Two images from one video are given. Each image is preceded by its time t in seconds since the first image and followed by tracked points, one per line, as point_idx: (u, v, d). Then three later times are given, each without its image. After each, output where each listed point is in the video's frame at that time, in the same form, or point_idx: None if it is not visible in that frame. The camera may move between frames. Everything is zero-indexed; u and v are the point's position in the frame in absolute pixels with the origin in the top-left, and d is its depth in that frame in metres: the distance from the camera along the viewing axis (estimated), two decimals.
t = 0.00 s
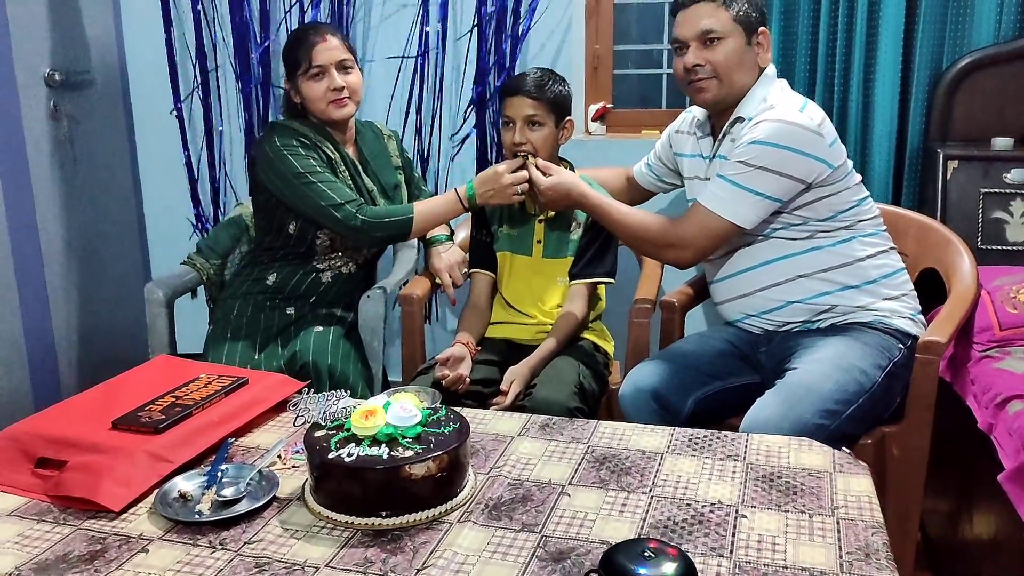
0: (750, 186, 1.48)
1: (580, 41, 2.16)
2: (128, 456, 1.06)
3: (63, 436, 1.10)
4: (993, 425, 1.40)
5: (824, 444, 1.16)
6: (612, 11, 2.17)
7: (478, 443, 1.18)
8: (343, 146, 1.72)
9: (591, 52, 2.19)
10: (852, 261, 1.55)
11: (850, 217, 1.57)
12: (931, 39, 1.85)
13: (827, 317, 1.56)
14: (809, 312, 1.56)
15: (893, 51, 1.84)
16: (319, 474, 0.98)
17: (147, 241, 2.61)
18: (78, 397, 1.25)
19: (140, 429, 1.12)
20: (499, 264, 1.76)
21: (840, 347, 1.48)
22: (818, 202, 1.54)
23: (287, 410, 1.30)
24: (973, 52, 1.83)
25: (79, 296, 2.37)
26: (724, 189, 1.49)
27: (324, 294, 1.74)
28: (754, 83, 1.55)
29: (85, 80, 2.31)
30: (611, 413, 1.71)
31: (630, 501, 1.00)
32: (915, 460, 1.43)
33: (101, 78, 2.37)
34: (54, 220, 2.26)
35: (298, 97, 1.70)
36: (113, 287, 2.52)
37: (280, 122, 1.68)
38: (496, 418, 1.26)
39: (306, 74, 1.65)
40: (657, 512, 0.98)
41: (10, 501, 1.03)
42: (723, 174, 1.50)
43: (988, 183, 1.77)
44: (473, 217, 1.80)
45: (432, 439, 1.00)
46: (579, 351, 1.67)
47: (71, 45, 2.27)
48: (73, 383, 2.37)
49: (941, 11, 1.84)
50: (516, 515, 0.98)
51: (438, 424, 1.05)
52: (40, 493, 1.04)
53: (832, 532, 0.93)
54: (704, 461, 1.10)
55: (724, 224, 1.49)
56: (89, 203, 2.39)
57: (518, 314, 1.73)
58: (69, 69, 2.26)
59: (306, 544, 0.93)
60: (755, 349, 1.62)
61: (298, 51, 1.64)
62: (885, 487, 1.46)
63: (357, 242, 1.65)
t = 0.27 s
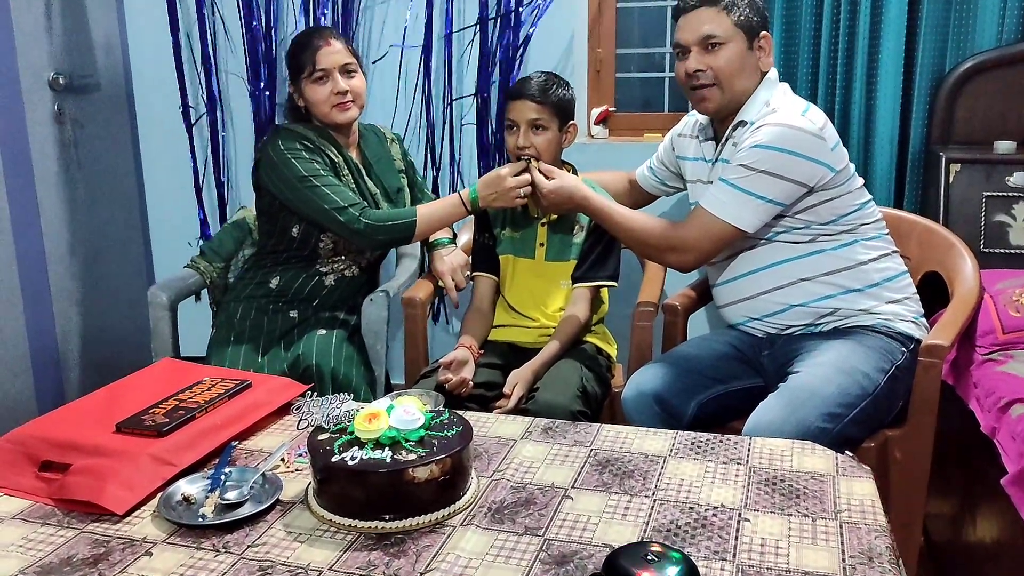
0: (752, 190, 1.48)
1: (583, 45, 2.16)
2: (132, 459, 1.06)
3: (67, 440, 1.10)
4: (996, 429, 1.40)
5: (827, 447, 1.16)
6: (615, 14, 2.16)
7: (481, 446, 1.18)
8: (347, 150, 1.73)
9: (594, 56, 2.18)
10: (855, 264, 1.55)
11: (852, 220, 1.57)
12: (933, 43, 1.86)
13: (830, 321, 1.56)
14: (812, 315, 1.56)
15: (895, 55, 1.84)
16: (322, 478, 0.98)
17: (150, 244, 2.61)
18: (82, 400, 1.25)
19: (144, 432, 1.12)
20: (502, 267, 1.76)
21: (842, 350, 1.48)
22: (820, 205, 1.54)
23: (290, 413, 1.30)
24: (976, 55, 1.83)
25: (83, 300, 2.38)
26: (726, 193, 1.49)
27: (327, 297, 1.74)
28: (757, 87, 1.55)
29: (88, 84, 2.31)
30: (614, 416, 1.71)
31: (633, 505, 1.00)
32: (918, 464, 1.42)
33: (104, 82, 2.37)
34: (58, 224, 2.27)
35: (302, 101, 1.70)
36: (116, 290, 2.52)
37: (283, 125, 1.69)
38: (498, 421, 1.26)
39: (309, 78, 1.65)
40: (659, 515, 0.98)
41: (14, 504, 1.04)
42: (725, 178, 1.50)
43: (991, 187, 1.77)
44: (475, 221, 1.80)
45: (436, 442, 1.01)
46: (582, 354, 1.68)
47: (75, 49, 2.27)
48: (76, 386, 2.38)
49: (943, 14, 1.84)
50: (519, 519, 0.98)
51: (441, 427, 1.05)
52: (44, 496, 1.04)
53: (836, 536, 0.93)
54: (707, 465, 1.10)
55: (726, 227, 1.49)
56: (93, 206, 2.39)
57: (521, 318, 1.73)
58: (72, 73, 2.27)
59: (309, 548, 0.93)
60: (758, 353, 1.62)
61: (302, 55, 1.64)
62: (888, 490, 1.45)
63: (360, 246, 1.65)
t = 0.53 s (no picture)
0: (754, 193, 1.48)
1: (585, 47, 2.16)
2: (134, 463, 1.06)
3: (70, 443, 1.10)
4: (999, 432, 1.40)
5: (830, 451, 1.16)
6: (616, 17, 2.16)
7: (483, 449, 1.18)
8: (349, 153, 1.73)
9: (596, 57, 2.19)
10: (857, 268, 1.55)
11: (854, 223, 1.57)
12: (935, 45, 1.86)
13: (832, 324, 1.56)
14: (814, 318, 1.56)
15: (897, 58, 1.84)
16: (324, 481, 0.98)
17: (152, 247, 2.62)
18: (84, 403, 1.25)
19: (146, 436, 1.12)
20: (504, 270, 1.76)
21: (844, 353, 1.48)
22: (822, 208, 1.54)
23: (292, 417, 1.30)
24: (978, 58, 1.83)
25: (85, 302, 2.38)
26: (728, 196, 1.49)
27: (329, 301, 1.74)
28: (759, 89, 1.55)
29: (91, 87, 2.32)
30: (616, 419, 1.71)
31: (636, 508, 1.00)
32: (921, 467, 1.42)
33: (107, 85, 2.38)
34: (61, 227, 2.27)
35: (304, 104, 1.71)
36: (118, 293, 2.52)
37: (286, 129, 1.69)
38: (500, 424, 1.26)
39: (312, 81, 1.65)
40: (662, 519, 0.98)
41: (16, 507, 1.04)
42: (727, 181, 1.50)
43: (993, 190, 1.77)
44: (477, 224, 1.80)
45: (438, 446, 1.01)
46: (584, 357, 1.68)
47: (76, 53, 2.28)
48: (79, 389, 2.38)
49: (945, 17, 1.84)
50: (521, 522, 0.98)
51: (443, 430, 1.05)
52: (47, 500, 1.05)
53: (838, 539, 0.92)
54: (709, 468, 1.10)
55: (728, 230, 1.49)
56: (95, 209, 2.40)
57: (523, 321, 1.73)
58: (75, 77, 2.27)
59: (311, 551, 0.93)
60: (760, 356, 1.62)
61: (305, 59, 1.65)
62: (890, 494, 1.45)
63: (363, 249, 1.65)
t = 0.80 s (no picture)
0: (754, 197, 1.49)
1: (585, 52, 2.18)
2: (140, 464, 1.07)
3: (77, 445, 1.12)
4: (997, 434, 1.41)
5: (828, 452, 1.17)
6: (617, 21, 2.18)
7: (485, 451, 1.19)
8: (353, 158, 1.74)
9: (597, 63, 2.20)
10: (855, 271, 1.56)
11: (853, 227, 1.58)
12: (933, 49, 1.87)
13: (831, 326, 1.57)
14: (814, 320, 1.57)
15: (896, 62, 1.86)
16: (328, 483, 0.99)
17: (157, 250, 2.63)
18: (91, 405, 1.26)
19: (152, 438, 1.13)
20: (506, 273, 1.78)
21: (844, 355, 1.49)
22: (821, 212, 1.55)
23: (297, 418, 1.31)
24: (976, 62, 1.84)
25: (91, 306, 2.39)
26: (728, 200, 1.50)
27: (333, 304, 1.76)
28: (758, 94, 1.57)
29: (96, 93, 2.33)
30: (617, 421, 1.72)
31: (636, 509, 1.01)
32: (919, 468, 1.43)
33: (112, 91, 2.39)
34: (67, 231, 2.28)
35: (308, 109, 1.72)
36: (123, 297, 2.54)
37: (290, 134, 1.71)
38: (502, 426, 1.27)
39: (317, 87, 1.67)
40: (663, 520, 0.99)
41: (24, 509, 1.05)
42: (727, 185, 1.51)
43: (991, 193, 1.78)
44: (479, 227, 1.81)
45: (441, 447, 1.02)
46: (586, 359, 1.69)
47: (82, 58, 2.29)
48: (84, 392, 2.39)
49: (943, 21, 1.86)
50: (523, 523, 0.99)
51: (446, 432, 1.06)
52: (54, 501, 1.06)
53: (837, 540, 0.94)
54: (709, 469, 1.11)
55: (728, 233, 1.51)
56: (101, 213, 2.41)
57: (524, 323, 1.74)
58: (81, 82, 2.29)
59: (316, 552, 0.94)
60: (760, 358, 1.63)
61: (309, 64, 1.66)
62: (890, 495, 1.46)
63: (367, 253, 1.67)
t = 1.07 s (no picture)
0: (756, 199, 1.48)
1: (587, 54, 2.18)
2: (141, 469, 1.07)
3: (77, 449, 1.11)
4: (1001, 437, 1.40)
5: (832, 456, 1.16)
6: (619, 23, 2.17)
7: (487, 454, 1.18)
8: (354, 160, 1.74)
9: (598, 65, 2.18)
10: (858, 273, 1.55)
11: (856, 230, 1.57)
12: (937, 51, 1.86)
13: (834, 329, 1.56)
14: (817, 323, 1.56)
15: (899, 63, 1.85)
16: (329, 486, 0.99)
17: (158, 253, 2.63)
18: (91, 409, 1.26)
19: (153, 442, 1.13)
20: (507, 275, 1.77)
21: (847, 357, 1.49)
22: (823, 214, 1.55)
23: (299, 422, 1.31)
24: (980, 63, 1.84)
25: (92, 308, 2.39)
26: (731, 203, 1.50)
27: (335, 307, 1.75)
28: (761, 95, 1.56)
29: (97, 95, 2.33)
30: (619, 424, 1.71)
31: (638, 513, 1.01)
32: (923, 471, 1.43)
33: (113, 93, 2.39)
34: (68, 233, 2.28)
35: (310, 112, 1.72)
36: (125, 299, 2.53)
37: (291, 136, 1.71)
38: (504, 429, 1.27)
39: (320, 89, 1.66)
40: (665, 524, 0.98)
41: (24, 512, 1.04)
42: (730, 187, 1.51)
43: (995, 195, 1.78)
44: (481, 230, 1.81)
45: (442, 451, 1.01)
46: (588, 362, 1.68)
47: (83, 61, 2.29)
48: (86, 394, 2.39)
49: (947, 23, 1.85)
50: (524, 527, 0.99)
51: (447, 436, 1.06)
52: (54, 505, 1.05)
53: (840, 545, 0.93)
54: (711, 473, 1.11)
55: (731, 235, 1.50)
56: (102, 215, 2.41)
57: (526, 326, 1.74)
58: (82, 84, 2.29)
59: (317, 556, 0.94)
60: (762, 361, 1.62)
61: (312, 67, 1.66)
62: (893, 498, 1.45)
63: (368, 256, 1.66)
